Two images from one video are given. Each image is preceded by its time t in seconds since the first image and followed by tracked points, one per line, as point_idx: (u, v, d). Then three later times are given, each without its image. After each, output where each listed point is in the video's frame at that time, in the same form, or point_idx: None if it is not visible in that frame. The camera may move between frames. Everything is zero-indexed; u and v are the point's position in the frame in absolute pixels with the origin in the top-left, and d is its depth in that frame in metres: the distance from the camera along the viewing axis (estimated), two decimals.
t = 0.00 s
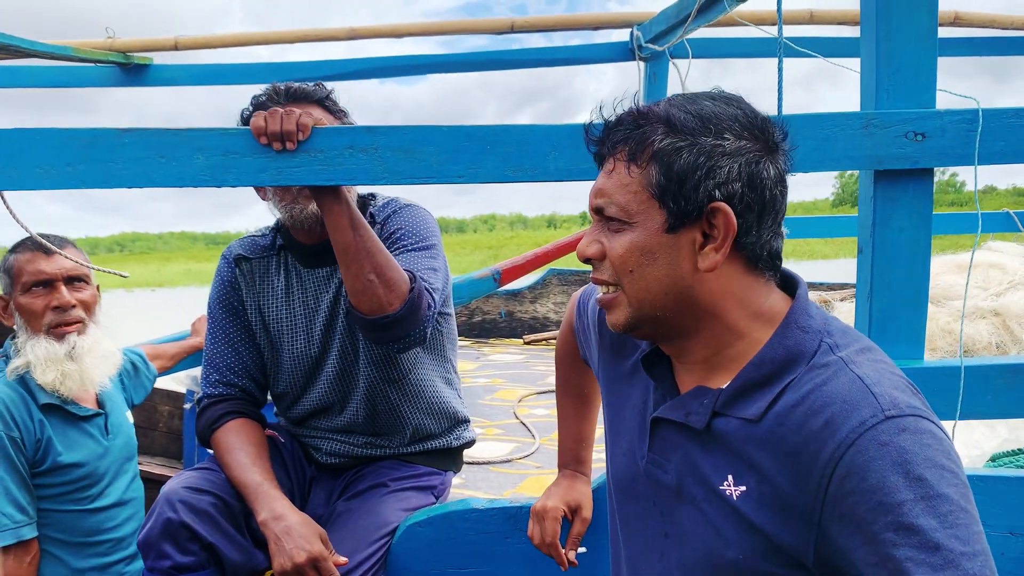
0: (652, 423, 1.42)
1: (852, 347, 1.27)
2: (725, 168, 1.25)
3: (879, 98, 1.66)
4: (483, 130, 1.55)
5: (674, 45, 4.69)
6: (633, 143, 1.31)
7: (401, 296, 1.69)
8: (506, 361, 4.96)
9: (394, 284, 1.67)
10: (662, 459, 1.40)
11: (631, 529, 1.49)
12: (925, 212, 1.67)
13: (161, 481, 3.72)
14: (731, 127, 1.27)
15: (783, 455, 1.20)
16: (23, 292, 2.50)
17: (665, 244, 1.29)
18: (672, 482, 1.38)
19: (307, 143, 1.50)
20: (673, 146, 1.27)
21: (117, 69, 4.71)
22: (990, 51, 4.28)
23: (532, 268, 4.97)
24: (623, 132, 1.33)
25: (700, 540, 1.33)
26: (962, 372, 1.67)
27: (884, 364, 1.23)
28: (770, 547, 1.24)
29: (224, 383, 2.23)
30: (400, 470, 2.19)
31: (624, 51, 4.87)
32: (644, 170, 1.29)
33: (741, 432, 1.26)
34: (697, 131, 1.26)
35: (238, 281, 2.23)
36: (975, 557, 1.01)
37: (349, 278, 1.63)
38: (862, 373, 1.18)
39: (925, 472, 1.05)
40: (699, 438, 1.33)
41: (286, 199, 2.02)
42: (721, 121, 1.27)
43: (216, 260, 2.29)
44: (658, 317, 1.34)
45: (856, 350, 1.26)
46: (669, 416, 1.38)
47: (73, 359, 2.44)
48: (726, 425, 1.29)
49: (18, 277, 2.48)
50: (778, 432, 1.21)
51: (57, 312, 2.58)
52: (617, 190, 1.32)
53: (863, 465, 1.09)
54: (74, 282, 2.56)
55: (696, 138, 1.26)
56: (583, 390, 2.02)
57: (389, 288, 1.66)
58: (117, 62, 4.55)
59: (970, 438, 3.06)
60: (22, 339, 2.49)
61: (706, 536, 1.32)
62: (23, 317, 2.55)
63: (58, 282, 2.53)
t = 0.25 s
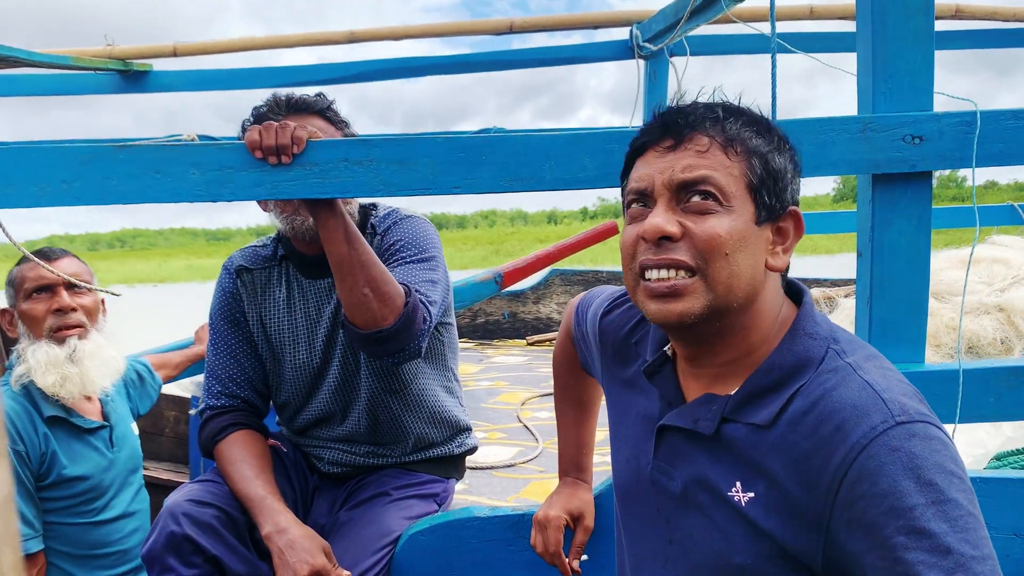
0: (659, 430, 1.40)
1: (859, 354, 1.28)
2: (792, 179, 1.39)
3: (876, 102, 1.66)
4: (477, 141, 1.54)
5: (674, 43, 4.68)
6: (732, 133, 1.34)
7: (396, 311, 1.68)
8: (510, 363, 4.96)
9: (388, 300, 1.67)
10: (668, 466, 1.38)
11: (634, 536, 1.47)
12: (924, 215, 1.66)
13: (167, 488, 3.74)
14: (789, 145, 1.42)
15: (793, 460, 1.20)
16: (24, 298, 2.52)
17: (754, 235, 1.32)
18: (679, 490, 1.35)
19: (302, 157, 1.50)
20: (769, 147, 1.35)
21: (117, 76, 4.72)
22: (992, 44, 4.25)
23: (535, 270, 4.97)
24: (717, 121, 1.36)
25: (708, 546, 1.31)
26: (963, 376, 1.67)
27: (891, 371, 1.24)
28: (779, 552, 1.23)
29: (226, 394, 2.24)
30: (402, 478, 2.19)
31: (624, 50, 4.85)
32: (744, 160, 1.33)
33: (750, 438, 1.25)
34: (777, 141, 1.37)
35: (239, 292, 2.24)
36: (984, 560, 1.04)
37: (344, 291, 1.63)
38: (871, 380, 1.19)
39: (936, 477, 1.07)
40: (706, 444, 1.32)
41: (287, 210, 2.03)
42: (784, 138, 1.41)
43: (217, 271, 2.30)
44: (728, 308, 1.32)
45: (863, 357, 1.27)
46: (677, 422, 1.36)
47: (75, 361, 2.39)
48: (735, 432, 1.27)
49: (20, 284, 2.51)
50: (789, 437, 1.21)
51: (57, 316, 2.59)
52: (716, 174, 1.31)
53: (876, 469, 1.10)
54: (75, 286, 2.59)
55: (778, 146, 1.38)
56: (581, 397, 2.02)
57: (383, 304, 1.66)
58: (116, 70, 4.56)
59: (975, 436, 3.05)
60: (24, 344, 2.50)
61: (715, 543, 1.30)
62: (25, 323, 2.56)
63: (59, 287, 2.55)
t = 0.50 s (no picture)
0: (663, 430, 1.40)
1: (864, 353, 1.28)
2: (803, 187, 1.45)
3: (878, 101, 1.64)
4: (477, 146, 1.54)
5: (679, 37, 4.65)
6: (761, 134, 1.39)
7: (397, 316, 1.69)
8: (518, 360, 4.97)
9: (389, 305, 1.67)
10: (672, 466, 1.38)
11: (637, 537, 1.47)
12: (928, 214, 1.65)
13: (177, 487, 3.78)
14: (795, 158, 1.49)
15: (801, 457, 1.20)
16: (32, 302, 2.55)
17: (783, 232, 1.35)
18: (684, 488, 1.35)
19: (302, 164, 1.50)
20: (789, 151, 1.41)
21: (123, 77, 4.74)
22: (1002, 34, 4.20)
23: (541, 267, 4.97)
24: (750, 118, 1.39)
25: (714, 546, 1.31)
26: (968, 376, 1.66)
27: (896, 370, 1.24)
28: (786, 550, 1.23)
29: (233, 398, 2.25)
30: (408, 480, 2.20)
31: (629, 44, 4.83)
32: (774, 160, 1.37)
33: (757, 437, 1.25)
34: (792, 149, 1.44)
35: (244, 296, 2.25)
36: (987, 556, 1.03)
37: (344, 297, 1.64)
38: (877, 377, 1.19)
39: (942, 472, 1.07)
40: (712, 443, 1.32)
41: (292, 216, 2.04)
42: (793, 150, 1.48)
43: (222, 276, 2.31)
44: (763, 302, 1.32)
45: (868, 356, 1.27)
46: (683, 422, 1.36)
47: (83, 365, 2.44)
48: (742, 431, 1.27)
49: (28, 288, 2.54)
50: (797, 435, 1.21)
51: (66, 319, 2.62)
52: (754, 168, 1.35)
53: (883, 465, 1.10)
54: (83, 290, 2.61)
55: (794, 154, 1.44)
56: (586, 398, 2.01)
57: (384, 310, 1.66)
58: (121, 71, 4.58)
59: (983, 433, 3.04)
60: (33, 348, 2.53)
61: (721, 543, 1.30)
62: (34, 327, 2.59)
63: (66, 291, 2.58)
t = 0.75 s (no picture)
0: (665, 429, 1.39)
1: (865, 353, 1.28)
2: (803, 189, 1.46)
3: (891, 97, 1.62)
4: (486, 145, 1.54)
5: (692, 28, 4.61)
6: (764, 133, 1.39)
7: (404, 316, 1.69)
8: (530, 353, 4.97)
9: (397, 305, 1.67)
10: (674, 466, 1.37)
11: (640, 537, 1.46)
12: (942, 212, 1.62)
13: (192, 480, 3.82)
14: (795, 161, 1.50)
15: (805, 455, 1.19)
16: (44, 299, 2.58)
17: (786, 231, 1.35)
18: (686, 487, 1.35)
19: (311, 164, 1.50)
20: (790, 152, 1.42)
21: (136, 72, 4.77)
22: (1022, 22, 4.12)
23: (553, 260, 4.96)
24: (752, 118, 1.40)
25: (717, 545, 1.30)
26: (982, 375, 1.64)
27: (897, 370, 1.24)
28: (789, 549, 1.23)
29: (244, 396, 2.27)
30: (419, 476, 2.21)
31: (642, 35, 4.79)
32: (776, 159, 1.38)
33: (760, 436, 1.25)
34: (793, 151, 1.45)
35: (255, 294, 2.26)
36: (988, 554, 1.04)
37: (353, 297, 1.64)
38: (880, 377, 1.20)
39: (944, 470, 1.07)
40: (714, 442, 1.31)
41: (301, 215, 2.05)
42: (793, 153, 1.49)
43: (233, 273, 2.32)
44: (767, 300, 1.31)
45: (869, 355, 1.27)
46: (684, 421, 1.36)
47: (94, 360, 2.48)
48: (745, 430, 1.26)
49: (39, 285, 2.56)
50: (800, 433, 1.20)
51: (77, 316, 2.65)
52: (757, 166, 1.35)
53: (885, 463, 1.10)
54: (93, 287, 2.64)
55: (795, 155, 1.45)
56: (592, 395, 2.01)
57: (392, 309, 1.67)
58: (134, 65, 4.60)
59: (999, 429, 3.01)
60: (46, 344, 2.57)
61: (723, 542, 1.29)
62: (46, 324, 2.62)
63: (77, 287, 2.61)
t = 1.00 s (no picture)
0: (672, 421, 1.39)
1: (871, 346, 1.27)
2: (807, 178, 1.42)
3: (911, 87, 1.59)
4: (502, 134, 1.52)
5: (709, 18, 4.57)
6: (764, 125, 1.35)
7: (418, 306, 1.69)
8: (543, 345, 4.97)
9: (411, 295, 1.67)
10: (679, 459, 1.37)
11: (646, 531, 1.46)
12: (961, 204, 1.60)
13: (206, 468, 3.85)
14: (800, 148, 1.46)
15: (808, 450, 1.18)
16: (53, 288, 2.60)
17: (787, 226, 1.33)
18: (691, 481, 1.34)
19: (326, 153, 1.49)
20: (792, 143, 1.38)
21: (150, 62, 4.78)
22: None
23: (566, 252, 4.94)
24: (752, 111, 1.36)
25: (723, 538, 1.30)
26: (1002, 369, 1.62)
27: (904, 363, 1.22)
28: (795, 543, 1.22)
29: (256, 385, 2.29)
30: (432, 466, 2.22)
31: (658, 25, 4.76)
32: (776, 152, 1.34)
33: (764, 430, 1.24)
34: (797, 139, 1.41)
35: (267, 284, 2.27)
36: (994, 548, 1.03)
37: (367, 288, 1.64)
38: (884, 370, 1.18)
39: (949, 464, 1.06)
40: (719, 435, 1.31)
41: (311, 206, 2.04)
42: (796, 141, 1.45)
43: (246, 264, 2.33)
44: (768, 297, 1.30)
45: (875, 348, 1.25)
46: (690, 416, 1.35)
47: (103, 348, 2.50)
48: (749, 425, 1.26)
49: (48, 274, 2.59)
50: (804, 428, 1.19)
51: (85, 304, 2.67)
52: (755, 162, 1.32)
53: (888, 457, 1.09)
54: (101, 275, 2.67)
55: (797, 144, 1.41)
56: (606, 387, 2.01)
57: (404, 300, 1.66)
58: (150, 55, 4.62)
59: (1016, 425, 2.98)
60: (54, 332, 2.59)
61: (729, 536, 1.29)
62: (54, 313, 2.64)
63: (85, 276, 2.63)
